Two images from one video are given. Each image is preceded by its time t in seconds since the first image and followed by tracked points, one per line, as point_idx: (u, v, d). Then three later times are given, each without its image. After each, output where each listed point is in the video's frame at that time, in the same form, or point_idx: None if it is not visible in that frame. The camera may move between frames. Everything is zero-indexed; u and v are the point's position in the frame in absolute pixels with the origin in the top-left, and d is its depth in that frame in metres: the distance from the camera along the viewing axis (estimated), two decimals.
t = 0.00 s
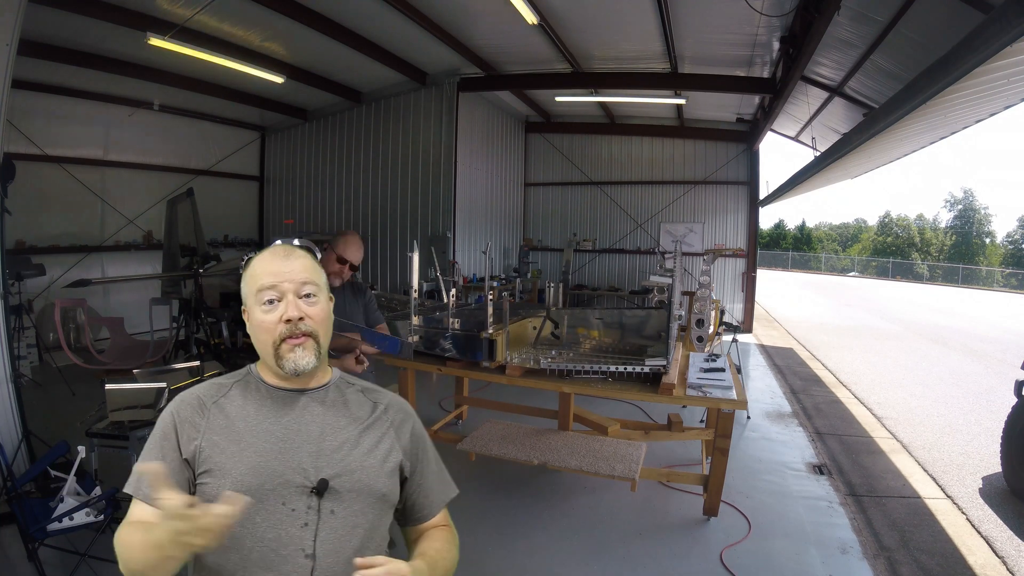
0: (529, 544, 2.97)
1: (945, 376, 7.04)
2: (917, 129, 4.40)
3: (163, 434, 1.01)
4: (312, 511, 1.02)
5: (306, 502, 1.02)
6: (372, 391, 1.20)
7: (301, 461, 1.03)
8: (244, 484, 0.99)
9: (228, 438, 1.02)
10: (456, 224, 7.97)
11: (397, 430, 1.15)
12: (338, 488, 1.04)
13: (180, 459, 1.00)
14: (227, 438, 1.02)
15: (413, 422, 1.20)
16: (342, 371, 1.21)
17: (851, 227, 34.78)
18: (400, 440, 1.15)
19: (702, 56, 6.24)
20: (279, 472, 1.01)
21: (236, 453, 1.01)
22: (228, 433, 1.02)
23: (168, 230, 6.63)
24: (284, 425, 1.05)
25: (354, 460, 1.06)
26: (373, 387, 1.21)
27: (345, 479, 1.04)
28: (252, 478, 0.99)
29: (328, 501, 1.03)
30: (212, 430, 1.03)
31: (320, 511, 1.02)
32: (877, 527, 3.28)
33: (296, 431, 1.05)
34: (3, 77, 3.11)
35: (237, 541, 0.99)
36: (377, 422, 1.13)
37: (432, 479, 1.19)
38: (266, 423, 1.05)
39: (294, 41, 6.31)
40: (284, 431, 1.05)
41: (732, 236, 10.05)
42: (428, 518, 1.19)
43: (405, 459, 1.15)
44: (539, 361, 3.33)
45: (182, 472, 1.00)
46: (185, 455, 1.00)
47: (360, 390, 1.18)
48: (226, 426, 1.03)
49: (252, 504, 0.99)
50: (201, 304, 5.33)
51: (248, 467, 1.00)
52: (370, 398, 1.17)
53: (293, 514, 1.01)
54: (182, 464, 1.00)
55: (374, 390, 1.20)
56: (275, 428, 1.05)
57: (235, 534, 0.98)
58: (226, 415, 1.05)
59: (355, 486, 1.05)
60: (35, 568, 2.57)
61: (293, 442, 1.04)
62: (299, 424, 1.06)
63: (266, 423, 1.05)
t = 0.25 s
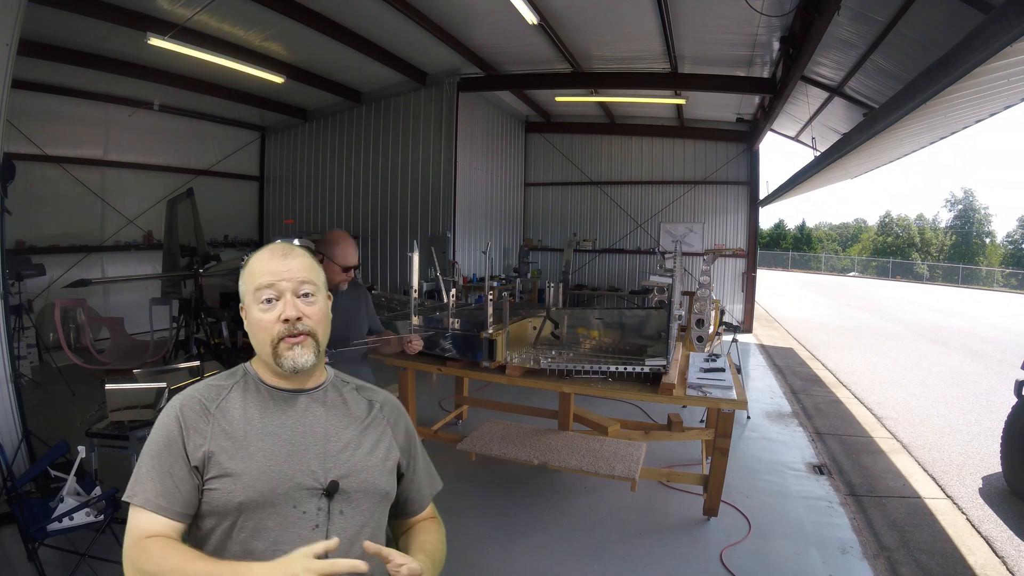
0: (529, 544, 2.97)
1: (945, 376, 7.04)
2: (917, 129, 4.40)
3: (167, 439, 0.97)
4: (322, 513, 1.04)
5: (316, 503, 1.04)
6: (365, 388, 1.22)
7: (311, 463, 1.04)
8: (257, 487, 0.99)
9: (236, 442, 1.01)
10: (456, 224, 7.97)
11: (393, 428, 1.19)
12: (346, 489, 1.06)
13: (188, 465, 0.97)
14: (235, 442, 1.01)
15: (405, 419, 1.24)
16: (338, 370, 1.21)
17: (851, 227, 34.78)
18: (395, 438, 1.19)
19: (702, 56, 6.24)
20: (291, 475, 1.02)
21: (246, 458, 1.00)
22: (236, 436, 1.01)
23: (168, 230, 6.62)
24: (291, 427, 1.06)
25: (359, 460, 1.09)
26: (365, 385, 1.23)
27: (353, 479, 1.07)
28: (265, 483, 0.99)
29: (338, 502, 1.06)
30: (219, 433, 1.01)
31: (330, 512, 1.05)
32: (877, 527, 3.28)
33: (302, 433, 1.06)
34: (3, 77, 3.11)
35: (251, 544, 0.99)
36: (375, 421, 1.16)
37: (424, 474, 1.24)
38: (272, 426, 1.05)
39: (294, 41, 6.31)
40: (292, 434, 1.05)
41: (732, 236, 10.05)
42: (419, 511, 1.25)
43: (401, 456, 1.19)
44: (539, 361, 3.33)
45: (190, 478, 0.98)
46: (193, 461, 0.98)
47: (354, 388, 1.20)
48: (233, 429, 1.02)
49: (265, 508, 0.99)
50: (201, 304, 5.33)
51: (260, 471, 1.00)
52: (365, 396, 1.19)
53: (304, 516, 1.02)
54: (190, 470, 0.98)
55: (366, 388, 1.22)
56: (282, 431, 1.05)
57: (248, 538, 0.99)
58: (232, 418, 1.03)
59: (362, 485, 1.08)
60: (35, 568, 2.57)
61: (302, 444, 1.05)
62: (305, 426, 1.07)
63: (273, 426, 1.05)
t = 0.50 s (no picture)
0: (528, 544, 2.97)
1: (945, 376, 7.04)
2: (917, 129, 4.40)
3: (166, 443, 0.98)
4: (320, 515, 1.05)
5: (314, 506, 1.04)
6: (364, 386, 1.21)
7: (308, 465, 1.04)
8: (255, 490, 1.00)
9: (235, 446, 1.01)
10: (456, 224, 7.97)
11: (391, 426, 1.18)
12: (343, 490, 1.07)
13: (189, 468, 0.98)
14: (234, 445, 1.01)
15: (404, 416, 1.23)
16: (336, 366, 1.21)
17: (851, 227, 34.79)
18: (395, 437, 1.18)
19: (702, 56, 6.24)
20: (289, 477, 1.02)
21: (244, 462, 1.00)
22: (234, 439, 1.02)
23: (169, 230, 6.62)
24: (289, 429, 1.06)
25: (356, 461, 1.09)
26: (364, 381, 1.22)
27: (350, 481, 1.07)
28: (262, 487, 1.00)
29: (335, 504, 1.06)
30: (218, 437, 1.01)
31: (327, 514, 1.05)
32: (877, 527, 3.28)
33: (300, 435, 1.06)
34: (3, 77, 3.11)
35: (250, 546, 1.01)
36: (374, 421, 1.15)
37: (424, 471, 1.23)
38: (270, 428, 1.05)
39: (294, 41, 6.31)
40: (290, 436, 1.05)
41: (732, 236, 10.05)
42: (420, 507, 1.23)
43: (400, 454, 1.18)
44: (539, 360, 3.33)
45: (190, 480, 0.98)
46: (193, 464, 0.99)
47: (353, 386, 1.19)
48: (231, 432, 1.02)
49: (263, 510, 1.00)
50: (201, 304, 5.34)
51: (259, 474, 1.01)
52: (364, 394, 1.18)
53: (301, 518, 1.03)
54: (191, 473, 0.99)
55: (365, 385, 1.21)
56: (280, 434, 1.05)
57: (247, 540, 1.01)
58: (231, 421, 1.03)
59: (359, 487, 1.08)
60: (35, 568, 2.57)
61: (299, 446, 1.05)
62: (303, 427, 1.07)
63: (271, 428, 1.05)
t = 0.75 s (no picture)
0: (527, 544, 2.98)
1: (945, 376, 7.04)
2: (917, 129, 4.40)
3: (164, 443, 1.00)
4: (313, 515, 1.05)
5: (306, 506, 1.04)
6: (368, 384, 1.19)
7: (301, 466, 1.04)
8: (247, 491, 1.01)
9: (229, 446, 1.02)
10: (456, 224, 7.97)
11: (393, 425, 1.15)
12: (336, 492, 1.06)
13: (185, 468, 1.00)
14: (229, 446, 1.02)
15: (409, 414, 1.20)
16: (339, 365, 1.21)
17: (851, 227, 34.80)
18: (396, 437, 1.15)
19: (702, 56, 6.24)
20: (280, 478, 1.02)
21: (238, 463, 1.01)
22: (229, 440, 1.03)
23: (169, 230, 6.62)
24: (284, 429, 1.06)
25: (351, 462, 1.08)
26: (367, 380, 1.20)
27: (344, 482, 1.06)
28: (255, 487, 1.01)
29: (328, 505, 1.05)
30: (214, 437, 1.03)
31: (320, 514, 1.05)
32: (877, 527, 3.28)
33: (295, 436, 1.06)
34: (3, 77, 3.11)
35: (246, 545, 1.02)
36: (374, 420, 1.13)
37: (429, 470, 1.20)
38: (265, 430, 1.05)
39: (294, 41, 6.30)
40: (284, 436, 1.05)
41: (732, 236, 10.05)
42: (426, 508, 1.20)
43: (401, 454, 1.15)
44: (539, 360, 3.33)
45: (187, 479, 1.01)
46: (189, 463, 1.01)
47: (356, 384, 1.17)
48: (227, 432, 1.03)
49: (255, 509, 1.02)
50: (201, 304, 5.34)
51: (252, 474, 1.01)
52: (367, 393, 1.16)
53: (294, 518, 1.03)
54: (186, 472, 1.01)
55: (369, 383, 1.19)
56: (275, 434, 1.05)
57: (242, 538, 1.02)
58: (227, 421, 1.04)
59: (353, 489, 1.07)
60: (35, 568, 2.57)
61: (293, 447, 1.05)
62: (298, 428, 1.07)
63: (266, 428, 1.05)
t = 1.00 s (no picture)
0: (527, 544, 2.98)
1: (945, 376, 7.04)
2: (917, 129, 4.40)
3: (166, 439, 1.03)
4: (308, 514, 1.04)
5: (302, 505, 1.04)
6: (372, 385, 1.18)
7: (297, 464, 1.04)
8: (242, 488, 1.02)
9: (227, 444, 1.04)
10: (456, 224, 7.97)
11: (395, 426, 1.14)
12: (331, 491, 1.05)
13: (184, 463, 1.03)
14: (226, 443, 1.04)
15: (413, 415, 1.18)
16: (343, 365, 1.20)
17: (851, 228, 34.81)
18: (398, 439, 1.13)
19: (702, 56, 6.24)
20: (275, 476, 1.03)
21: (234, 460, 1.03)
22: (227, 437, 1.04)
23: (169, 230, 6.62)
24: (282, 428, 1.06)
25: (349, 463, 1.06)
26: (373, 381, 1.19)
27: (340, 483, 1.05)
28: (250, 485, 1.02)
29: (323, 505, 1.05)
30: (213, 434, 1.04)
31: (316, 514, 1.04)
32: (877, 527, 3.28)
33: (292, 435, 1.06)
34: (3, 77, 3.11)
35: (241, 542, 1.03)
36: (376, 420, 1.12)
37: (432, 473, 1.18)
38: (263, 428, 1.06)
39: (294, 41, 6.30)
40: (282, 434, 1.06)
41: (732, 236, 10.05)
42: (430, 511, 1.18)
43: (403, 456, 1.13)
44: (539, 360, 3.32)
45: (186, 475, 1.03)
46: (188, 459, 1.03)
47: (359, 385, 1.16)
48: (225, 430, 1.05)
49: (250, 507, 1.02)
50: (201, 304, 5.34)
51: (248, 472, 1.02)
52: (370, 393, 1.15)
53: (290, 517, 1.03)
54: (186, 468, 1.03)
55: (374, 383, 1.18)
56: (272, 432, 1.05)
57: (237, 535, 1.03)
58: (226, 419, 1.06)
59: (349, 489, 1.06)
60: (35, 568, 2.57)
61: (289, 445, 1.05)
62: (297, 426, 1.07)
63: (264, 426, 1.06)
